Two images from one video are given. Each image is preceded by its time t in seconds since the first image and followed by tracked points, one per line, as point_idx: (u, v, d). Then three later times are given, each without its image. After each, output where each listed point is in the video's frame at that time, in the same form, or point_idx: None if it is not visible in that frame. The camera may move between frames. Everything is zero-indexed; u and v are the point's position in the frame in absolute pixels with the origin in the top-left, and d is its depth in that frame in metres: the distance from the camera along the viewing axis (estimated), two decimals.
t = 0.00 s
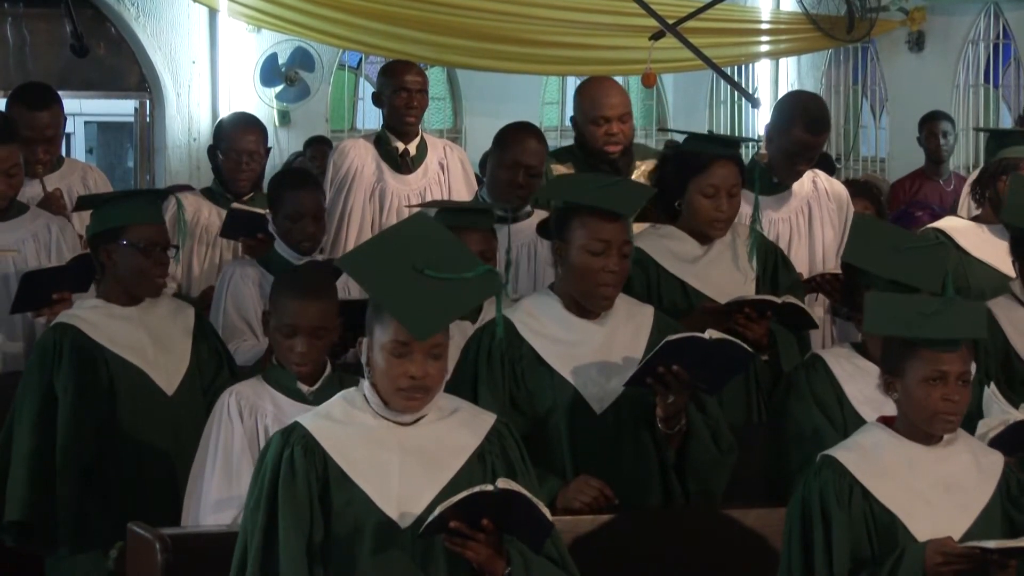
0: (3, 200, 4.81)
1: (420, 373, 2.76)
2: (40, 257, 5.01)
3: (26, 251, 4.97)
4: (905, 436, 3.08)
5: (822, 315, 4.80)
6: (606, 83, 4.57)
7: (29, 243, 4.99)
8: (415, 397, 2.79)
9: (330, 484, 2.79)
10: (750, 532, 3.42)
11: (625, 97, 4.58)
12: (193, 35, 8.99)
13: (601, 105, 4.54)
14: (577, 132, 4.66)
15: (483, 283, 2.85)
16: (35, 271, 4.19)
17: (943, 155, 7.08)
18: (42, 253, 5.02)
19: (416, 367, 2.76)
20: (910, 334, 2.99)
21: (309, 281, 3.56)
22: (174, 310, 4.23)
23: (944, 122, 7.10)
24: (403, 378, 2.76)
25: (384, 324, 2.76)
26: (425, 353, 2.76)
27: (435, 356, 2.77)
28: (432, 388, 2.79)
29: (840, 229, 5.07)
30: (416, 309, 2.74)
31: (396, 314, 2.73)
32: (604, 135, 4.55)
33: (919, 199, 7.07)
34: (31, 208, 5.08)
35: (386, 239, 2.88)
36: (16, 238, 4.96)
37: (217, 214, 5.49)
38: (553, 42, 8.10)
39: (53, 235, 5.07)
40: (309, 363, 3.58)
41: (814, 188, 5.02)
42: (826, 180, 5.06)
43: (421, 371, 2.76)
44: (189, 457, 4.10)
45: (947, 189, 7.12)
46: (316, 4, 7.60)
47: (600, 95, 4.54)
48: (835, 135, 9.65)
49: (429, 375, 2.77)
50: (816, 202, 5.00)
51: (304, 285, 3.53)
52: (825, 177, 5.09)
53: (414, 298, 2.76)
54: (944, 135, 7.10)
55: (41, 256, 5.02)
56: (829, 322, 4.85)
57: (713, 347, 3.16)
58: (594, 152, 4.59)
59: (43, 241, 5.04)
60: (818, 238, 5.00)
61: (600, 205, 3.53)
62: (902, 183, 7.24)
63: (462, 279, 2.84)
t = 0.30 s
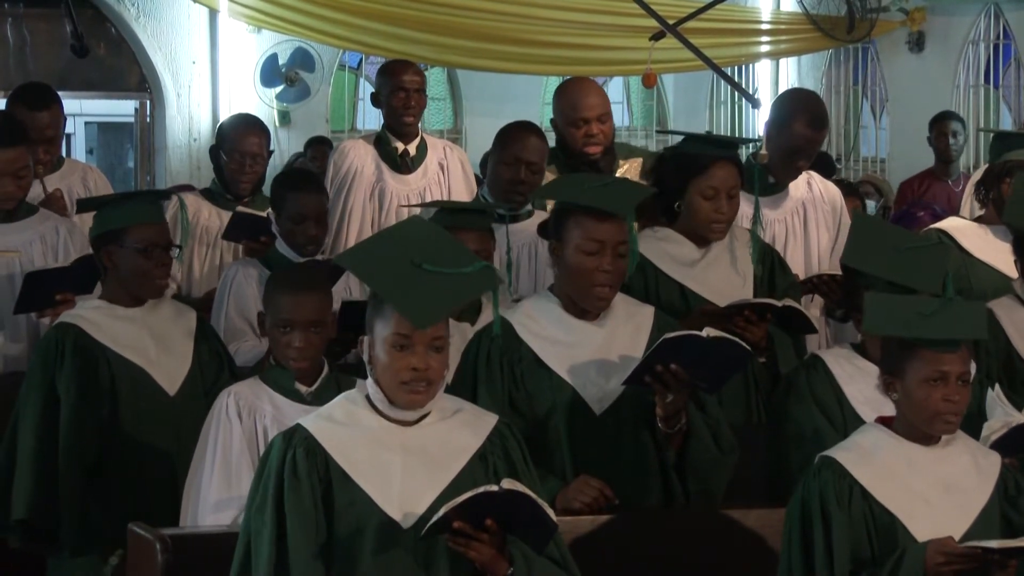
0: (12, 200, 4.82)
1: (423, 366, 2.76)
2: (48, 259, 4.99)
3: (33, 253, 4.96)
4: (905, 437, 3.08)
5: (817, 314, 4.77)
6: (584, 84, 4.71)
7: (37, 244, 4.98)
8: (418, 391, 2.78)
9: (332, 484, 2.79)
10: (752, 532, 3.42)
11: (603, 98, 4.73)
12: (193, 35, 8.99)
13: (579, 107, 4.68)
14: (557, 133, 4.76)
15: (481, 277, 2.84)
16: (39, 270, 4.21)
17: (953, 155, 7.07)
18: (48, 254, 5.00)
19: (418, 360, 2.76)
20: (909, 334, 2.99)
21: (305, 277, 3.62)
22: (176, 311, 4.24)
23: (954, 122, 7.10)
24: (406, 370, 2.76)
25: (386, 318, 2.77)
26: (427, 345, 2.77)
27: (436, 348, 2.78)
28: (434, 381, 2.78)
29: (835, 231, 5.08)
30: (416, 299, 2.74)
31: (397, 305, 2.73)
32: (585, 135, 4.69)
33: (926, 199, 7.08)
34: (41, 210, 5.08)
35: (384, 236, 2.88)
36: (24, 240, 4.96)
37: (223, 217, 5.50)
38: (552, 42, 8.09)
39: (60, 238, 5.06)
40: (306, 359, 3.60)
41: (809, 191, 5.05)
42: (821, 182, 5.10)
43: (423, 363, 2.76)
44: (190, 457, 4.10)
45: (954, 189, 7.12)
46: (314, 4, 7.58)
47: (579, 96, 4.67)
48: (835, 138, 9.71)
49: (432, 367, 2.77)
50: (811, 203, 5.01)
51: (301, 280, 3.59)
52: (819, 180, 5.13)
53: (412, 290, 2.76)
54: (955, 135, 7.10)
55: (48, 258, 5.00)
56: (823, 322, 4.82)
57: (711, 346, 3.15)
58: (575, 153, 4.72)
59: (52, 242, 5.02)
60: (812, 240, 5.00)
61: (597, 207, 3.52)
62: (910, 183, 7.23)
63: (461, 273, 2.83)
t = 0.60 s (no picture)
0: (19, 199, 4.84)
1: (424, 363, 2.76)
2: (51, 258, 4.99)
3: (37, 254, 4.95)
4: (904, 438, 3.08)
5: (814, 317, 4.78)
6: (570, 85, 4.74)
7: (42, 245, 4.97)
8: (420, 390, 2.78)
9: (333, 485, 2.78)
10: (752, 532, 3.42)
11: (588, 100, 4.77)
12: (193, 36, 8.99)
13: (565, 109, 4.71)
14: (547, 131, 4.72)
15: (481, 276, 2.83)
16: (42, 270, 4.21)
17: (958, 156, 7.07)
18: (52, 255, 5.00)
19: (420, 357, 2.76)
20: (909, 338, 2.99)
21: (303, 279, 3.63)
22: (176, 312, 4.23)
23: (960, 123, 7.10)
24: (408, 367, 2.76)
25: (387, 316, 2.77)
26: (428, 343, 2.77)
27: (437, 346, 2.78)
28: (436, 378, 2.79)
29: (829, 231, 5.08)
30: (417, 296, 2.74)
31: (399, 302, 2.73)
32: (570, 137, 4.72)
33: (929, 201, 7.08)
34: (48, 211, 5.07)
35: (383, 239, 2.88)
36: (29, 240, 4.95)
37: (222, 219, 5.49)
38: (552, 43, 8.09)
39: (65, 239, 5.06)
40: (305, 358, 3.60)
41: (803, 192, 5.03)
42: (814, 183, 5.07)
43: (425, 360, 2.76)
44: (190, 457, 4.10)
45: (958, 190, 7.11)
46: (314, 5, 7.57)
47: (564, 98, 4.71)
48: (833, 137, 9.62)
49: (434, 365, 2.77)
50: (807, 203, 5.01)
51: (299, 283, 3.60)
52: (813, 179, 5.11)
53: (413, 287, 2.76)
54: (960, 137, 7.11)
55: (53, 259, 4.99)
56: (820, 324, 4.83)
57: (712, 344, 3.15)
58: (563, 156, 4.72)
59: (57, 244, 5.02)
60: (809, 240, 5.01)
61: (600, 205, 3.53)
62: (914, 183, 7.25)
63: (461, 272, 2.83)
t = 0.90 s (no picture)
0: (22, 199, 4.85)
1: (425, 361, 2.76)
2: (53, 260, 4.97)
3: (39, 255, 4.93)
4: (904, 439, 3.08)
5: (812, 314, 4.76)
6: (567, 89, 4.71)
7: (44, 247, 4.95)
8: (420, 390, 2.78)
9: (333, 486, 2.78)
10: (754, 533, 3.42)
11: (585, 102, 4.73)
12: (193, 36, 8.99)
13: (562, 113, 4.69)
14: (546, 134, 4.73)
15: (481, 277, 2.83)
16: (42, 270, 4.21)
17: (956, 156, 7.07)
18: (56, 257, 4.97)
19: (420, 357, 2.76)
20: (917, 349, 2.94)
21: (303, 279, 3.62)
22: (177, 312, 4.22)
23: (958, 123, 7.07)
24: (407, 368, 2.76)
25: (386, 317, 2.78)
26: (428, 343, 2.77)
27: (437, 346, 2.79)
28: (437, 377, 2.79)
29: (823, 231, 5.09)
30: (415, 296, 2.74)
31: (397, 301, 2.73)
32: (568, 141, 4.70)
33: (927, 201, 7.09)
34: (50, 211, 5.05)
35: (381, 240, 2.88)
36: (31, 240, 4.93)
37: (220, 220, 5.48)
38: (552, 43, 8.08)
39: (70, 240, 5.04)
40: (305, 358, 3.60)
41: (798, 191, 5.04)
42: (808, 183, 5.09)
43: (425, 359, 2.76)
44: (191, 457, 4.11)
45: (955, 190, 7.11)
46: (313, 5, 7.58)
47: (560, 103, 4.67)
48: (832, 136, 9.77)
49: (434, 367, 2.77)
50: (802, 202, 5.02)
51: (297, 283, 3.59)
52: (806, 177, 5.13)
53: (410, 288, 2.76)
54: (958, 137, 7.07)
55: (55, 259, 4.98)
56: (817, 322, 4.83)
57: (713, 341, 3.16)
58: (561, 159, 4.72)
59: (60, 245, 4.99)
60: (806, 239, 5.02)
61: (598, 205, 3.52)
62: (912, 182, 7.25)
63: (460, 273, 2.82)
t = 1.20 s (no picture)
0: (22, 199, 4.86)
1: (422, 373, 2.76)
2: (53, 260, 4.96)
3: (39, 255, 4.93)
4: (904, 438, 3.07)
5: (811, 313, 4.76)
6: (572, 89, 4.71)
7: (44, 247, 4.95)
8: (418, 398, 2.79)
9: (330, 486, 2.79)
10: (754, 531, 3.42)
11: (590, 102, 4.74)
12: (192, 36, 8.99)
13: (567, 112, 4.69)
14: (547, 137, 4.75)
15: (481, 281, 2.84)
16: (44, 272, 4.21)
17: (949, 156, 7.08)
18: (57, 257, 4.96)
19: (417, 368, 2.75)
20: (916, 355, 2.94)
21: (305, 281, 3.60)
22: (178, 312, 4.22)
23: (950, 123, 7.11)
24: (404, 379, 2.76)
25: (385, 324, 2.76)
26: (426, 354, 2.76)
27: (435, 356, 2.77)
28: (432, 389, 2.79)
29: (820, 229, 5.10)
30: (416, 308, 2.73)
31: (397, 314, 2.72)
32: (572, 141, 4.70)
33: (921, 199, 7.05)
34: (51, 212, 5.04)
35: (382, 241, 2.87)
36: (31, 241, 4.93)
37: (217, 222, 5.48)
38: (550, 43, 8.08)
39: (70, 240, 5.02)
40: (305, 362, 3.61)
41: (792, 190, 5.05)
42: (803, 182, 5.09)
43: (423, 371, 2.76)
44: (191, 457, 4.11)
45: (948, 190, 7.12)
46: (312, 5, 7.59)
47: (565, 102, 4.68)
48: (831, 136, 9.71)
49: (430, 376, 2.77)
50: (796, 202, 5.02)
51: (296, 284, 3.58)
52: (801, 177, 5.13)
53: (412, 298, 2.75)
54: (950, 137, 7.10)
55: (55, 260, 4.96)
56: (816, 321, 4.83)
57: (707, 337, 3.16)
58: (563, 157, 4.71)
59: (60, 245, 4.99)
60: (802, 237, 5.02)
61: (591, 206, 3.52)
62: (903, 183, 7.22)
63: (460, 278, 2.83)
